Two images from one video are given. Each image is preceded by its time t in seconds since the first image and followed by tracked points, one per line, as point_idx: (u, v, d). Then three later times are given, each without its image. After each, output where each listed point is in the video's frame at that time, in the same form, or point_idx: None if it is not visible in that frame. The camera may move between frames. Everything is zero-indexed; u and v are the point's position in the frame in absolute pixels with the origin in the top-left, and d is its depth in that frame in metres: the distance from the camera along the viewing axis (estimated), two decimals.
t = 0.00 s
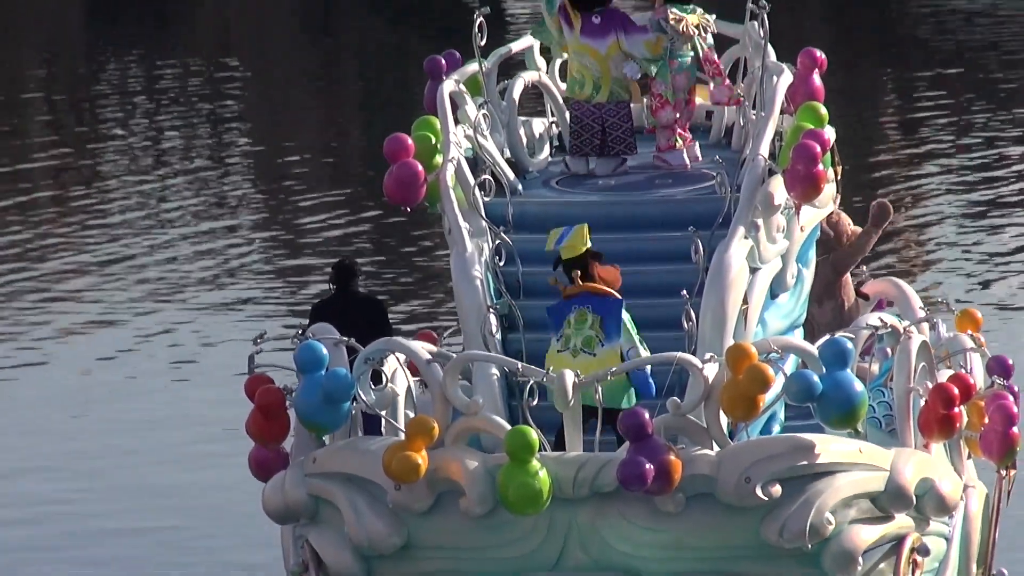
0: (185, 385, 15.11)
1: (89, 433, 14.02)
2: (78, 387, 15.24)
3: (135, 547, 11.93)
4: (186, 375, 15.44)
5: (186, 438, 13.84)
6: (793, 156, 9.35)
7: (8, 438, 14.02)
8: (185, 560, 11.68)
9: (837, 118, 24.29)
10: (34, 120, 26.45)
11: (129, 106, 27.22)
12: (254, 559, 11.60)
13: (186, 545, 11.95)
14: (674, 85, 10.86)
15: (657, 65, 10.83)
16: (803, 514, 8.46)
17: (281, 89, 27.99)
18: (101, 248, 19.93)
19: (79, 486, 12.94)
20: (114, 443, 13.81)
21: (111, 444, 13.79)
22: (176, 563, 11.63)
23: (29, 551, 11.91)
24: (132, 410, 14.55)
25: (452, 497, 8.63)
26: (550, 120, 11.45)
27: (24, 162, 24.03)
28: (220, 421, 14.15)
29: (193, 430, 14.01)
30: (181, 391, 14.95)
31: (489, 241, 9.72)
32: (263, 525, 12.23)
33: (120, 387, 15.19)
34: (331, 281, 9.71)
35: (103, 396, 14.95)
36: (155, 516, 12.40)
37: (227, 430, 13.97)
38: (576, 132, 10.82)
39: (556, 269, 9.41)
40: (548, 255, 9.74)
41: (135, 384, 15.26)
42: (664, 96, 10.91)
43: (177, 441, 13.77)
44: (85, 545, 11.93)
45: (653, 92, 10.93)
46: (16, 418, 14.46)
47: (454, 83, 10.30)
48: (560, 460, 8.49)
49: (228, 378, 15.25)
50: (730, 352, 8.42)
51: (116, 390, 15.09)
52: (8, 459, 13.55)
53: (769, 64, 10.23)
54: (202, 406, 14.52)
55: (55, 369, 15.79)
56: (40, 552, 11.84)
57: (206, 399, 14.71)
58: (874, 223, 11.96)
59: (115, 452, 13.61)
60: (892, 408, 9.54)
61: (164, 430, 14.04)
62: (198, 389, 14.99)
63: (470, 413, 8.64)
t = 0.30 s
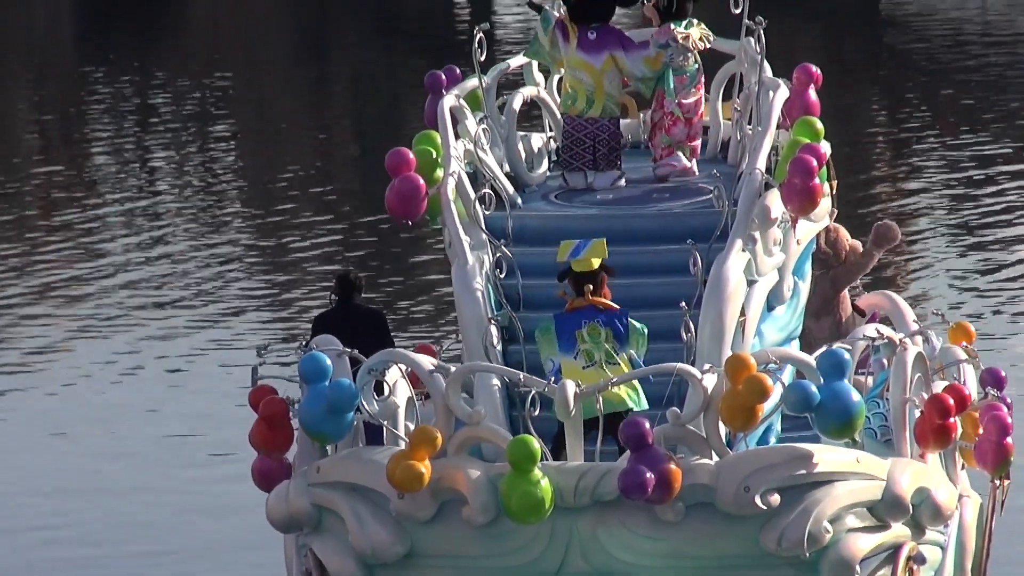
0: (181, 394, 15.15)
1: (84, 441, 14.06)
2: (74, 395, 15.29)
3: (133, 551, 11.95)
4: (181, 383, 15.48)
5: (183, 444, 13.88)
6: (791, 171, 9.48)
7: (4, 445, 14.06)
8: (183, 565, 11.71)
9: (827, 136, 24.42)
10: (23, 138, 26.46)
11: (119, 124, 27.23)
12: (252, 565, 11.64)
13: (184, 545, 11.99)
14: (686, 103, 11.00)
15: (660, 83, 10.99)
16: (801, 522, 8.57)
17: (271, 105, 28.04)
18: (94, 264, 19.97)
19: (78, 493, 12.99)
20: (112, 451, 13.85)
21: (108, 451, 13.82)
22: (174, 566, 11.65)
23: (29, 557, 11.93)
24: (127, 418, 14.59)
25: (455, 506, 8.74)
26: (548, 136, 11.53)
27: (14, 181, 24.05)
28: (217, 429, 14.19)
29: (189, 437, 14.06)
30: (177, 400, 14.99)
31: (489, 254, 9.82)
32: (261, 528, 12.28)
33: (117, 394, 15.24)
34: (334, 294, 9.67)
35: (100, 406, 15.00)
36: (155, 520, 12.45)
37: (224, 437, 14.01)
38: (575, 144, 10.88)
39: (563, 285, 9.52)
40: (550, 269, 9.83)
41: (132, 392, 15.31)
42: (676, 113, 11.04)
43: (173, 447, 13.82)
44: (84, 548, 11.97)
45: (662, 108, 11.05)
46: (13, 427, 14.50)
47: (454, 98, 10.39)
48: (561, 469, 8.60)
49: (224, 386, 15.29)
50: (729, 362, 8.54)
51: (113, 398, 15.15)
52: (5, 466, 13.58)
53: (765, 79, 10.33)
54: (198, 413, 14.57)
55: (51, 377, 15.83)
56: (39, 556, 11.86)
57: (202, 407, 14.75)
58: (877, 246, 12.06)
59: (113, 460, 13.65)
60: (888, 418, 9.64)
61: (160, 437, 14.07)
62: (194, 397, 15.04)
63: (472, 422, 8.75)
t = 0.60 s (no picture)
0: (179, 405, 15.21)
1: (85, 452, 14.13)
2: (73, 404, 15.35)
3: (133, 561, 12.01)
4: (180, 393, 15.53)
5: (183, 454, 13.95)
6: (790, 183, 9.62)
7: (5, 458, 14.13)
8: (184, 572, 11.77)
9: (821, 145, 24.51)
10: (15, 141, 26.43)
11: (110, 124, 27.19)
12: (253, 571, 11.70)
13: (187, 555, 12.07)
14: (679, 112, 11.16)
15: (656, 95, 11.18)
16: (803, 531, 8.68)
17: (263, 105, 28.01)
18: (89, 267, 19.99)
19: (79, 503, 13.06)
20: (112, 462, 13.90)
21: (108, 463, 13.88)
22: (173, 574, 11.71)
23: (32, 568, 11.99)
24: (127, 429, 14.67)
25: (459, 514, 8.84)
26: (548, 149, 11.61)
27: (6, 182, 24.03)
28: (215, 440, 14.25)
29: (189, 446, 14.13)
30: (175, 411, 15.05)
31: (492, 266, 9.91)
32: (263, 536, 12.36)
33: (117, 404, 15.30)
34: (338, 309, 9.76)
35: (99, 415, 15.05)
36: (157, 531, 12.53)
37: (223, 448, 14.07)
38: (577, 159, 10.95)
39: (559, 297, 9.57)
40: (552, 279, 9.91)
41: (131, 402, 15.38)
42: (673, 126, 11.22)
43: (174, 457, 13.88)
44: (87, 559, 12.05)
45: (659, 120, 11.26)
46: (14, 439, 14.57)
47: (457, 111, 10.48)
48: (566, 478, 8.69)
49: (222, 397, 15.34)
50: (730, 373, 8.64)
51: (113, 408, 15.21)
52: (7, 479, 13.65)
53: (764, 93, 10.43)
54: (199, 425, 14.66)
55: (49, 387, 15.89)
56: (41, 568, 11.93)
57: (200, 419, 14.81)
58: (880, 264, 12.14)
59: (113, 472, 13.71)
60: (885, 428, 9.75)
61: (160, 447, 14.14)
62: (194, 407, 15.11)
63: (477, 432, 8.85)
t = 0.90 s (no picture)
0: (181, 411, 15.25)
1: (85, 457, 14.19)
2: (73, 408, 15.41)
3: (138, 565, 12.04)
4: (181, 398, 15.58)
5: (184, 462, 14.02)
6: (791, 194, 9.76)
7: (7, 461, 14.19)
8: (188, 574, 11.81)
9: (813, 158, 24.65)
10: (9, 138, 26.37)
11: (104, 125, 27.17)
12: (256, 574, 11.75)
13: (191, 559, 12.11)
14: (668, 126, 11.26)
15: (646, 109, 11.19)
16: (805, 537, 8.80)
17: (256, 109, 28.04)
18: (86, 264, 19.97)
19: (81, 509, 13.12)
20: (116, 469, 13.93)
21: (112, 470, 13.91)
22: None
23: (37, 570, 12.01)
24: (128, 434, 14.73)
25: (466, 520, 8.94)
26: (549, 161, 11.70)
27: None
28: (217, 447, 14.30)
29: (190, 454, 14.19)
30: (177, 418, 15.09)
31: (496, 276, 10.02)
32: (265, 540, 12.42)
33: (117, 408, 15.36)
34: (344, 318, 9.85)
35: (100, 420, 15.08)
36: (160, 537, 12.59)
37: (225, 455, 14.12)
38: (577, 170, 11.10)
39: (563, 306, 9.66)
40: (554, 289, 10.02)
41: (130, 406, 15.43)
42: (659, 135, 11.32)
43: (176, 464, 13.95)
44: (92, 562, 12.08)
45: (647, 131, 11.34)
46: (16, 444, 14.62)
47: (460, 123, 10.55)
48: (571, 484, 8.79)
49: (224, 402, 15.39)
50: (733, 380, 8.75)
51: (113, 413, 15.27)
52: (8, 482, 13.71)
53: (764, 106, 10.56)
54: (200, 431, 14.72)
55: (49, 390, 15.95)
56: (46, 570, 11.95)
57: (202, 425, 14.86)
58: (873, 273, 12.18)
59: (116, 477, 13.74)
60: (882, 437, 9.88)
61: (162, 455, 14.21)
62: (194, 412, 15.17)
63: (483, 439, 8.95)
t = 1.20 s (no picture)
0: (180, 417, 15.29)
1: (87, 462, 14.26)
2: (74, 413, 15.47)
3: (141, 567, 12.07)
4: (179, 404, 15.62)
5: (185, 465, 14.08)
6: (792, 204, 9.87)
7: (9, 467, 14.24)
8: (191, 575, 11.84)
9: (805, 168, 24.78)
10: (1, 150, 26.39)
11: (97, 137, 27.20)
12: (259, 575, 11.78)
13: (194, 561, 12.14)
14: (657, 139, 11.30)
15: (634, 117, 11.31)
16: (808, 543, 8.90)
17: (250, 123, 28.11)
18: (81, 271, 20.00)
19: (83, 515, 13.18)
20: (116, 474, 13.97)
21: (112, 474, 13.95)
22: None
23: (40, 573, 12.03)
24: (130, 440, 14.78)
25: (472, 526, 9.02)
26: (550, 172, 11.80)
27: None
28: (217, 454, 14.35)
29: (191, 459, 14.25)
30: (176, 424, 15.13)
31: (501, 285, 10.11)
32: (268, 542, 12.47)
33: (116, 414, 15.42)
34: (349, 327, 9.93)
35: (100, 426, 15.12)
36: (162, 538, 12.64)
37: (225, 461, 14.17)
38: (581, 181, 11.16)
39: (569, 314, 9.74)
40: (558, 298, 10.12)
41: (131, 412, 15.49)
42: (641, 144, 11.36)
43: (176, 466, 14.00)
44: (95, 565, 12.11)
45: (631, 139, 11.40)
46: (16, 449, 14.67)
47: (465, 133, 10.63)
48: (577, 490, 8.88)
49: (222, 408, 15.44)
50: (739, 388, 8.87)
51: (113, 419, 15.32)
52: (10, 487, 13.77)
53: (766, 117, 10.68)
54: (200, 436, 14.78)
55: (49, 395, 16.00)
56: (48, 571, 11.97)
57: (201, 431, 14.90)
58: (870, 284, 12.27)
59: (117, 482, 13.78)
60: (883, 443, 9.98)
61: (163, 460, 14.26)
62: (193, 418, 15.23)
63: (490, 445, 9.04)
